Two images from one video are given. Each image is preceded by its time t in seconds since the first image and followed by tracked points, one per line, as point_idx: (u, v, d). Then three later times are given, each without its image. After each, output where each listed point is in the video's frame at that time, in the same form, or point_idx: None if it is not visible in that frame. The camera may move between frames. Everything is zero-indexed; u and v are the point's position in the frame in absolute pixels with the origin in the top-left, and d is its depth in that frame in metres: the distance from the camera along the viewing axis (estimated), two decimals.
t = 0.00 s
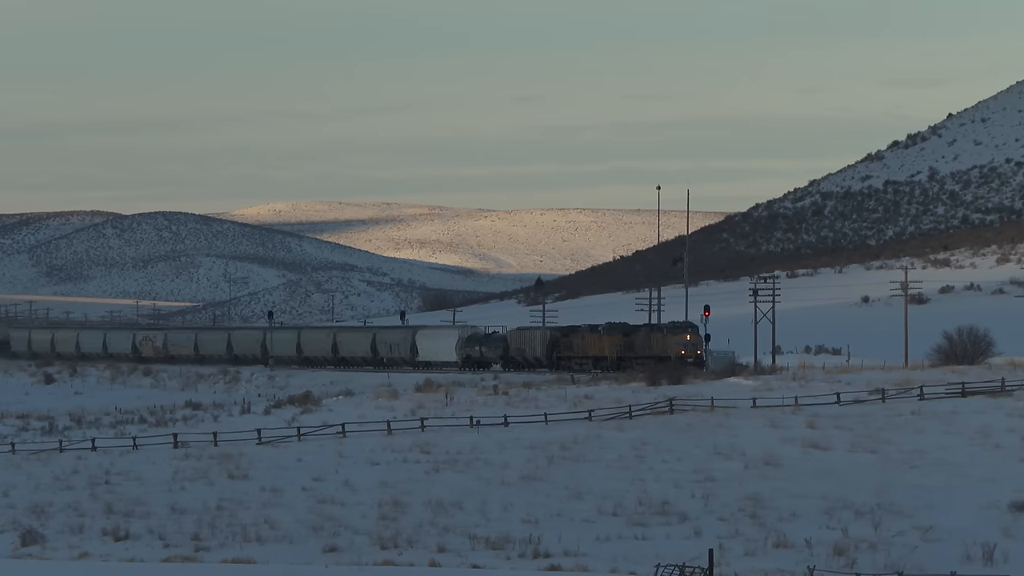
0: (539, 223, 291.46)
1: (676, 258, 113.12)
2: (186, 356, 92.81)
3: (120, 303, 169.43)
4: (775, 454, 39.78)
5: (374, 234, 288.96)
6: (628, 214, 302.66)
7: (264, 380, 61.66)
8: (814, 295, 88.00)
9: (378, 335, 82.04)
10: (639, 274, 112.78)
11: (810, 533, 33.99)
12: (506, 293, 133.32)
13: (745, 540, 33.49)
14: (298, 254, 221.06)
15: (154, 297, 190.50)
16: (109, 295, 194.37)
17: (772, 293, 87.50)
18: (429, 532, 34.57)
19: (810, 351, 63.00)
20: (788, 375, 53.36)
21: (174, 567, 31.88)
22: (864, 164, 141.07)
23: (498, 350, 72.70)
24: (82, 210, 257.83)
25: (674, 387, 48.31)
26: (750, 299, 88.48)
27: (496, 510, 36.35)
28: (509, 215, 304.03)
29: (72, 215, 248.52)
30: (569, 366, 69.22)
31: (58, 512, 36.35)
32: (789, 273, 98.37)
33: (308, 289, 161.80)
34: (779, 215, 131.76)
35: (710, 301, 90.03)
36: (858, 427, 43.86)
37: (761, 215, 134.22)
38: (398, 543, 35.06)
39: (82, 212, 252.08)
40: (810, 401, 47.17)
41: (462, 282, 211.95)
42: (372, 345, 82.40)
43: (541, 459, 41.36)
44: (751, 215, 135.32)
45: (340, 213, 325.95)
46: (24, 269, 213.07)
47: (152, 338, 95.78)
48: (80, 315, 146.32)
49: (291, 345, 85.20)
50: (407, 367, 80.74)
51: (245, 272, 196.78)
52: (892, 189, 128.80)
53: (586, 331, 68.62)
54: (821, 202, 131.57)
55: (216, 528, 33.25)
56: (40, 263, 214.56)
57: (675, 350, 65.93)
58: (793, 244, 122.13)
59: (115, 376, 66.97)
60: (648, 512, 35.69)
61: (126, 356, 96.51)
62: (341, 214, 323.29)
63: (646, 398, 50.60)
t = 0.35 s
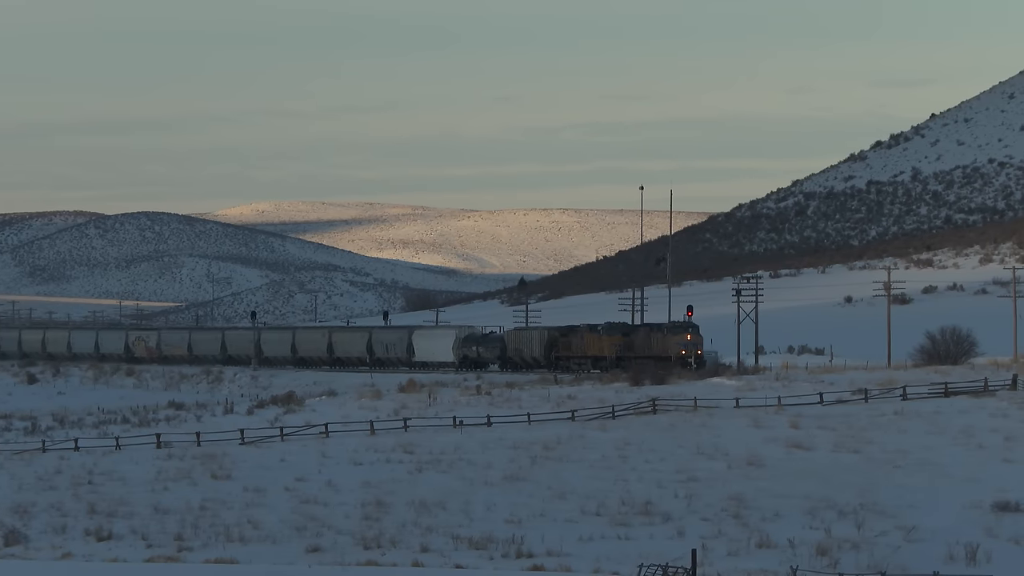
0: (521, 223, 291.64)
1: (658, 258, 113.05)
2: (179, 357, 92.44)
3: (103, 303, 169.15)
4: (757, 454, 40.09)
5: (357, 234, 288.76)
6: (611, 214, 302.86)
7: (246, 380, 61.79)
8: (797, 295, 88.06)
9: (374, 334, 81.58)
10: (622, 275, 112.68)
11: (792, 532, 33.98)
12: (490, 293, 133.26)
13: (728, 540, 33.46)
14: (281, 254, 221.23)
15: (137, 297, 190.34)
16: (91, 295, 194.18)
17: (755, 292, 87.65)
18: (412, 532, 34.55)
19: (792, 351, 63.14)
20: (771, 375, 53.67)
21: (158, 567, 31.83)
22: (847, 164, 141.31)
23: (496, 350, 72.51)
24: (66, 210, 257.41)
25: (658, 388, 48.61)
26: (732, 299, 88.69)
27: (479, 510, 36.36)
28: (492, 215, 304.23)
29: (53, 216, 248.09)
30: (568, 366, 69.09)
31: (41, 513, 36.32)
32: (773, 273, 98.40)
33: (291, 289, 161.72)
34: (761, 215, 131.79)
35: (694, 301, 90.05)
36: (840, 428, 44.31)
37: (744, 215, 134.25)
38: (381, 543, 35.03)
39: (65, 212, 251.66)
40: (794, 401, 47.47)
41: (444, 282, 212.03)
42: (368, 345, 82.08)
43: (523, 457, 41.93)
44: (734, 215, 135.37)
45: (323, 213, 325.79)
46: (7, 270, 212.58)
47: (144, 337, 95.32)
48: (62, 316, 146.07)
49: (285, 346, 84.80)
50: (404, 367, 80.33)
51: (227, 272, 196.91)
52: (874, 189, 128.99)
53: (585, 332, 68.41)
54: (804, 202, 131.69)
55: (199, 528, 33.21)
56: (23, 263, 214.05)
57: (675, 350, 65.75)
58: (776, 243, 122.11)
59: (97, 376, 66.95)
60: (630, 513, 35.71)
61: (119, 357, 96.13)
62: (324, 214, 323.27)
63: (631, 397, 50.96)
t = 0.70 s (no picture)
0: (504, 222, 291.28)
1: (641, 258, 112.95)
2: (174, 356, 92.12)
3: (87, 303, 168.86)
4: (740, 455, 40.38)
5: (340, 234, 288.10)
6: (595, 214, 302.58)
7: (230, 380, 61.95)
8: (780, 295, 87.97)
9: (371, 334, 81.29)
10: (605, 275, 112.67)
11: (776, 532, 33.99)
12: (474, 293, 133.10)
13: (712, 539, 33.46)
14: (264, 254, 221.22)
15: (120, 297, 190.31)
16: (75, 295, 194.11)
17: (737, 292, 87.66)
18: (395, 532, 34.53)
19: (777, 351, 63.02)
20: (755, 375, 54.54)
21: (140, 566, 31.74)
22: (831, 164, 141.44)
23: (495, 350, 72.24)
24: (51, 211, 257.18)
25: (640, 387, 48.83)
26: (715, 299, 88.72)
27: (462, 509, 36.37)
28: (476, 215, 303.83)
29: (37, 217, 248.05)
30: (569, 366, 69.02)
31: (23, 512, 36.29)
32: (756, 273, 98.26)
33: (275, 289, 161.65)
34: (745, 214, 131.76)
35: (676, 301, 90.05)
36: (824, 428, 44.68)
37: (728, 214, 134.27)
38: (365, 543, 35.01)
39: (48, 213, 251.42)
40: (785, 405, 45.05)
41: (427, 282, 211.66)
42: (365, 345, 81.83)
43: (506, 458, 42.46)
44: (717, 215, 135.35)
45: (306, 213, 325.43)
46: None
47: (138, 337, 94.93)
48: (46, 316, 146.00)
49: (281, 346, 84.59)
50: (400, 367, 80.03)
51: (211, 272, 196.89)
52: (858, 189, 129.05)
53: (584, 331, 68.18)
54: (787, 201, 131.74)
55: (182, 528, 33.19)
56: (6, 263, 213.68)
57: (675, 350, 65.66)
58: (759, 243, 121.95)
59: (81, 376, 66.91)
60: (614, 512, 35.74)
61: (112, 356, 95.92)
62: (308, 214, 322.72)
63: (613, 398, 51.46)
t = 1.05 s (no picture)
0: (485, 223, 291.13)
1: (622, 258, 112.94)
2: (167, 357, 91.89)
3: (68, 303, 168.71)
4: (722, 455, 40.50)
5: (322, 234, 287.65)
6: (576, 214, 302.61)
7: (212, 381, 62.07)
8: (761, 295, 87.97)
9: (365, 334, 81.10)
10: (585, 275, 112.64)
11: (758, 532, 33.94)
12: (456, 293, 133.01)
13: (694, 539, 33.44)
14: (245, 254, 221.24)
15: (101, 297, 190.30)
16: (57, 295, 194.03)
17: (719, 293, 87.65)
18: (377, 532, 34.46)
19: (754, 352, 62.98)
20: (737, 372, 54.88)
21: (121, 567, 31.63)
22: (812, 164, 141.56)
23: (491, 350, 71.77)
24: (32, 210, 256.52)
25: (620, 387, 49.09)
26: (697, 300, 88.68)
27: (444, 509, 36.35)
28: (457, 215, 303.69)
29: (18, 217, 247.71)
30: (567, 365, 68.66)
31: (5, 512, 36.27)
32: (738, 273, 98.21)
33: (256, 289, 161.59)
34: (727, 214, 131.80)
35: (657, 302, 90.17)
36: (805, 428, 45.08)
37: (709, 214, 134.35)
38: (346, 542, 34.95)
39: (29, 214, 251.07)
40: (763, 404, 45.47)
41: (408, 281, 211.40)
42: (360, 345, 81.61)
43: (488, 459, 42.54)
44: (699, 215, 135.36)
45: (287, 212, 325.16)
46: None
47: (131, 337, 94.64)
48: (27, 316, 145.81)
49: (275, 346, 84.47)
50: (396, 367, 79.84)
51: (192, 271, 196.85)
52: (840, 189, 129.10)
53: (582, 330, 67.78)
54: (769, 201, 131.82)
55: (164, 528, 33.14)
56: None
57: (675, 349, 65.39)
58: (740, 243, 121.89)
59: (62, 376, 67.07)
60: (596, 512, 35.74)
61: (103, 357, 95.78)
62: (289, 214, 322.41)
63: (595, 398, 51.67)
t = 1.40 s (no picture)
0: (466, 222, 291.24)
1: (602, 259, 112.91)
2: (158, 357, 91.74)
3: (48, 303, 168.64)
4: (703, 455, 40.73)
5: (302, 234, 287.39)
6: (557, 213, 302.74)
7: (193, 379, 61.91)
8: (743, 295, 87.94)
9: (360, 334, 80.83)
10: (565, 276, 112.62)
11: (740, 532, 33.93)
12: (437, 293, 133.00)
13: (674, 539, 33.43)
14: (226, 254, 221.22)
15: (81, 297, 190.28)
16: (37, 295, 194.01)
17: (698, 293, 87.67)
18: (357, 532, 34.44)
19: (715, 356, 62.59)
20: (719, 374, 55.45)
21: (101, 567, 31.54)
22: (793, 163, 141.58)
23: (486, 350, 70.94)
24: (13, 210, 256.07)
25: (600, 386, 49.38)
26: (677, 299, 88.62)
27: (425, 509, 36.34)
28: (438, 215, 303.83)
29: None
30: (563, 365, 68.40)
31: None
32: (719, 273, 98.16)
33: (237, 289, 161.54)
34: (708, 214, 131.83)
35: (638, 301, 90.22)
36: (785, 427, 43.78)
37: (690, 214, 134.36)
38: (327, 542, 34.92)
39: (8, 214, 250.78)
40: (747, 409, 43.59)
41: (388, 282, 211.48)
42: (354, 345, 81.34)
43: (470, 459, 42.64)
44: (679, 215, 135.41)
45: (268, 212, 325.11)
46: None
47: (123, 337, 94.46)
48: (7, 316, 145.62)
49: (268, 346, 84.30)
50: (391, 367, 79.48)
51: (173, 271, 196.81)
52: (820, 189, 129.07)
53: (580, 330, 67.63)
54: (750, 202, 131.82)
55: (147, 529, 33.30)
56: None
57: (673, 349, 65.53)
58: (721, 243, 121.92)
59: (43, 376, 67.24)
60: (577, 512, 35.74)
61: (96, 356, 95.70)
62: (269, 214, 322.46)
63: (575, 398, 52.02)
